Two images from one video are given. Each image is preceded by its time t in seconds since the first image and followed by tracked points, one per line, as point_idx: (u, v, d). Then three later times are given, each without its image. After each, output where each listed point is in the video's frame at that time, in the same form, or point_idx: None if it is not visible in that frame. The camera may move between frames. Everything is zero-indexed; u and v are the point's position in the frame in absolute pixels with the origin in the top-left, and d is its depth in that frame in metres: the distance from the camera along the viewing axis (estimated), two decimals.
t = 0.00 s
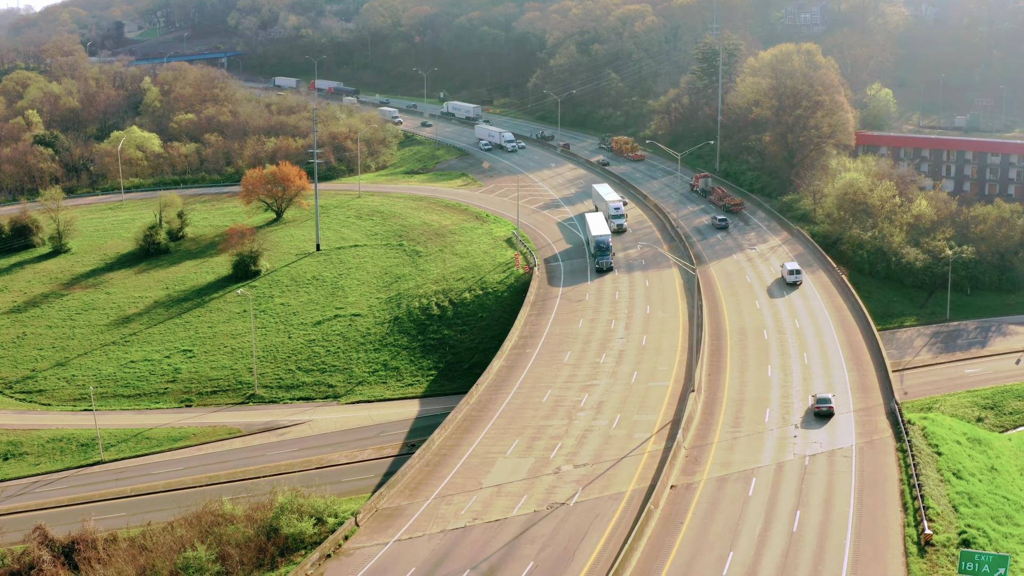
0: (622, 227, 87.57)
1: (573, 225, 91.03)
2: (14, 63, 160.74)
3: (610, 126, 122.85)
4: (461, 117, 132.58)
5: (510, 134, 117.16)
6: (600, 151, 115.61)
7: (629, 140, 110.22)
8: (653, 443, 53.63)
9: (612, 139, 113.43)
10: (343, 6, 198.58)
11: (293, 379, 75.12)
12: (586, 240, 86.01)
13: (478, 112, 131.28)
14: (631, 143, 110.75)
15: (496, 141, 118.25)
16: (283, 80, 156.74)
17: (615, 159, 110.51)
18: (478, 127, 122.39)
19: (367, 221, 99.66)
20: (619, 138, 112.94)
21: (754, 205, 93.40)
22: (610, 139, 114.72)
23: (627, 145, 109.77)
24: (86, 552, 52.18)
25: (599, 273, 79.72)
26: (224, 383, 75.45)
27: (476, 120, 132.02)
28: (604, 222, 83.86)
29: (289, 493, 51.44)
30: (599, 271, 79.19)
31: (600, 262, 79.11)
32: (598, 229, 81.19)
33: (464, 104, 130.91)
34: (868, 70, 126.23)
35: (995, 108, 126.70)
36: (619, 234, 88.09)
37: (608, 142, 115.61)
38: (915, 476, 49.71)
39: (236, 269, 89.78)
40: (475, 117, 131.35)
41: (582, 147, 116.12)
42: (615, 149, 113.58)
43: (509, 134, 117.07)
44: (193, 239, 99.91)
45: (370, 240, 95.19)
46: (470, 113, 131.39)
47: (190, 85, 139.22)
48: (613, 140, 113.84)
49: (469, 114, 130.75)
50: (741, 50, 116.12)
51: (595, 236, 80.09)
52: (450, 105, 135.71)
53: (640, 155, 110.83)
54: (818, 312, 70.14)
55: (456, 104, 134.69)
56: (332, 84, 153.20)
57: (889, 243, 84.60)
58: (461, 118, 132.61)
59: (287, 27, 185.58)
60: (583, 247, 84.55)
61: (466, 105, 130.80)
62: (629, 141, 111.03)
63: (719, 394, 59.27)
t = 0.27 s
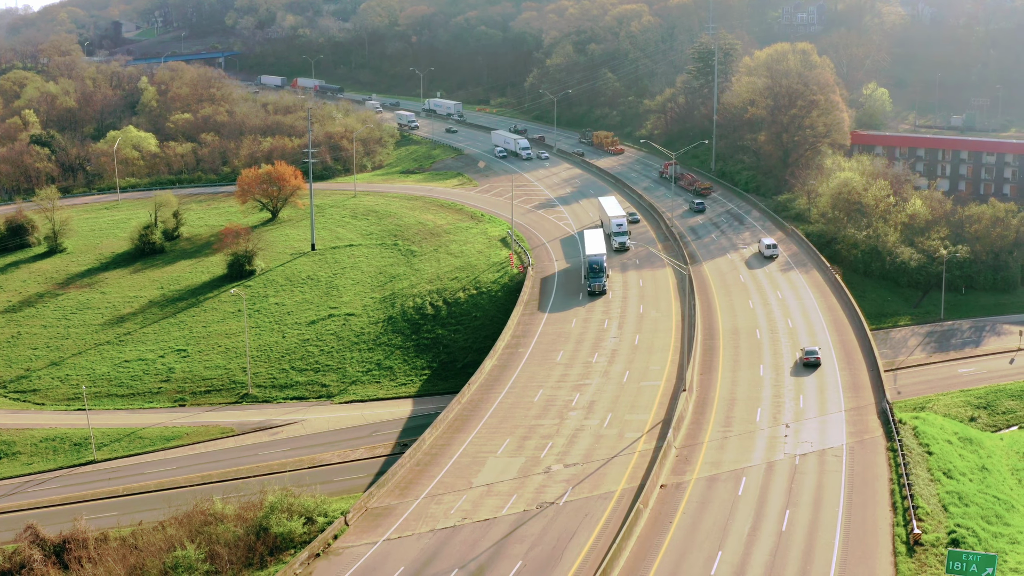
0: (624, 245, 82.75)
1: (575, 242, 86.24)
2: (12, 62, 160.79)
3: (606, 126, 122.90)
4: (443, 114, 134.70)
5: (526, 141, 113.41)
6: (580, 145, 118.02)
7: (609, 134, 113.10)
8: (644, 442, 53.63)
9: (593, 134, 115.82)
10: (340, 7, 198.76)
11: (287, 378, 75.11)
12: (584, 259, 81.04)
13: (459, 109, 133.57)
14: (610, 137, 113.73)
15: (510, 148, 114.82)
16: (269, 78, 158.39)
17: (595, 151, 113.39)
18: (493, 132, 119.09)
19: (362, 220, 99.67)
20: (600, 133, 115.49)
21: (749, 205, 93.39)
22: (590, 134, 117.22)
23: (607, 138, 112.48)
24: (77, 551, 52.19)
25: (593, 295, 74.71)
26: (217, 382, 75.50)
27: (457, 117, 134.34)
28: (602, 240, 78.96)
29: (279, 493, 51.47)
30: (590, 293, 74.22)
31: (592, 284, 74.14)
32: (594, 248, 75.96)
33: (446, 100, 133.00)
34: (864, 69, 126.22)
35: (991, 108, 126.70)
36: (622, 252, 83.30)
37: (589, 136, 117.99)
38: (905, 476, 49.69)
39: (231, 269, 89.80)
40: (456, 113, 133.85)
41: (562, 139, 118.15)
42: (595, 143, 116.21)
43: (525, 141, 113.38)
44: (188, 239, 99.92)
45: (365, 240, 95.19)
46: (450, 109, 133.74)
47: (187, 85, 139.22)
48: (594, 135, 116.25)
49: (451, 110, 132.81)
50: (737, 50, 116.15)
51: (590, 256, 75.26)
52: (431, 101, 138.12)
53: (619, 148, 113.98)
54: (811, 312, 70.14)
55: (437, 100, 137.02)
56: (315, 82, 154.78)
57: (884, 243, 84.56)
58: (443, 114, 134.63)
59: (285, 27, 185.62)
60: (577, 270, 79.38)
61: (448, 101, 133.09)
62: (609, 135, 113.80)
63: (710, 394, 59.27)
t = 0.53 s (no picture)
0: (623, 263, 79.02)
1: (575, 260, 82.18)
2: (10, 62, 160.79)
3: (603, 126, 123.00)
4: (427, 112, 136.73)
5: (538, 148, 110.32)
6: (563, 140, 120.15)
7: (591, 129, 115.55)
8: (636, 442, 53.62)
9: (575, 129, 118.18)
10: (338, 7, 198.83)
11: (281, 378, 75.10)
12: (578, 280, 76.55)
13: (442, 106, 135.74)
14: (592, 132, 116.21)
15: (523, 155, 111.88)
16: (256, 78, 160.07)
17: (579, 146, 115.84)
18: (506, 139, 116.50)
19: (358, 220, 99.69)
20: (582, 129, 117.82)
21: (745, 204, 93.38)
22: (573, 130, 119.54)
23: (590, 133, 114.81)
24: (70, 551, 52.17)
25: (582, 320, 70.24)
26: (212, 382, 75.53)
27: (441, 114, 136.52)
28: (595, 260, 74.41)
29: (271, 492, 51.45)
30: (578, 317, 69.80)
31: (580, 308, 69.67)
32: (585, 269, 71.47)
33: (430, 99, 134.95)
34: (861, 69, 126.21)
35: (988, 107, 126.59)
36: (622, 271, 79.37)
37: (571, 132, 120.25)
38: (896, 476, 49.65)
39: (227, 268, 89.82)
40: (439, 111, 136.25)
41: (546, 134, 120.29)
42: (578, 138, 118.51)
43: (536, 148, 110.29)
44: (184, 239, 99.97)
45: (361, 239, 95.19)
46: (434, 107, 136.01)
47: (184, 85, 139.22)
48: (577, 130, 118.49)
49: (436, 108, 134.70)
50: (734, 50, 116.14)
51: (580, 277, 71.00)
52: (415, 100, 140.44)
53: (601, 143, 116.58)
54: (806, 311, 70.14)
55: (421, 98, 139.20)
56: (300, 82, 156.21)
57: (879, 242, 84.54)
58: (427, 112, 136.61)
59: (282, 27, 185.68)
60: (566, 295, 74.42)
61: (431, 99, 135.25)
62: (591, 131, 116.26)
63: (703, 394, 59.25)
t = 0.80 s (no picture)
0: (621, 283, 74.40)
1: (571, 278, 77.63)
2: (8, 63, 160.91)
3: (600, 126, 123.06)
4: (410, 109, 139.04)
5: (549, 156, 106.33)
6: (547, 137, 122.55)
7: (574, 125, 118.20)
8: (628, 442, 53.61)
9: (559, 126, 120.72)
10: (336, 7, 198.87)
11: (276, 378, 75.11)
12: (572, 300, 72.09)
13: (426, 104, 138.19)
14: (576, 129, 118.82)
15: (534, 163, 108.02)
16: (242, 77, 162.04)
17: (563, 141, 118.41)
18: (518, 146, 113.13)
19: (354, 220, 99.71)
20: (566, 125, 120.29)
21: (740, 204, 93.41)
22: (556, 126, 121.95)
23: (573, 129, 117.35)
24: (62, 551, 52.19)
25: (565, 349, 65.67)
26: (207, 382, 75.57)
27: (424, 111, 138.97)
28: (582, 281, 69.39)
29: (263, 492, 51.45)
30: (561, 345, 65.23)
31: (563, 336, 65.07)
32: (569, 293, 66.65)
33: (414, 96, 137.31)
34: (858, 69, 126.17)
35: (985, 107, 126.52)
36: (618, 291, 74.84)
37: (554, 128, 122.56)
38: (888, 476, 49.59)
39: (222, 269, 89.85)
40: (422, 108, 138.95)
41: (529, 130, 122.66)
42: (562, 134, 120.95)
43: (547, 155, 106.31)
44: (180, 239, 100.01)
45: (356, 240, 95.19)
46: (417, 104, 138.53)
47: (181, 85, 139.27)
48: (561, 127, 120.83)
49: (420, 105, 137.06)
50: (730, 50, 116.12)
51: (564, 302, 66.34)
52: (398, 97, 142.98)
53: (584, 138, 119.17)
54: (800, 311, 70.14)
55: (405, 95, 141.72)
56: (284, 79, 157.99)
57: (874, 242, 84.49)
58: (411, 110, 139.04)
59: (280, 27, 185.75)
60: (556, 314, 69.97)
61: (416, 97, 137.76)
62: (574, 127, 118.85)
63: (696, 394, 59.23)
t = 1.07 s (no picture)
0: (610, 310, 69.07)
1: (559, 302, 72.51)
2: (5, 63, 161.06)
3: (597, 126, 123.13)
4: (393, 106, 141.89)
5: (561, 165, 102.59)
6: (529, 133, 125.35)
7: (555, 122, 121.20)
8: (618, 442, 53.62)
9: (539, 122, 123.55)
10: (334, 7, 198.87)
11: (269, 378, 75.16)
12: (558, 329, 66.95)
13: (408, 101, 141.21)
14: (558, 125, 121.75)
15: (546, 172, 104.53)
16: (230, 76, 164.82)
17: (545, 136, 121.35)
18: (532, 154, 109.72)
19: (350, 220, 99.76)
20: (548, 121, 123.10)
21: (735, 204, 93.44)
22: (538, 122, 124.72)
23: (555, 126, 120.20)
24: (53, 551, 52.22)
25: (534, 389, 60.12)
26: (200, 382, 75.63)
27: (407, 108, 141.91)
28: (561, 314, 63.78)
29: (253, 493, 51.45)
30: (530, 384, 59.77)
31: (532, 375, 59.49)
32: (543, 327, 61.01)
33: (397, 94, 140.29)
34: (854, 68, 126.13)
35: (982, 107, 126.50)
36: (607, 320, 69.58)
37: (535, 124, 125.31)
38: (877, 476, 49.59)
39: (217, 268, 89.91)
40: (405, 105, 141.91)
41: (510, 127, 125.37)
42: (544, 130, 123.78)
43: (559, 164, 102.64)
44: (176, 239, 100.07)
45: (351, 240, 95.21)
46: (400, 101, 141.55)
47: (178, 85, 139.35)
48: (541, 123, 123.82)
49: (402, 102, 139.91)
50: (726, 50, 116.11)
51: (538, 336, 60.81)
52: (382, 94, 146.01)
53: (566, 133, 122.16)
54: (792, 311, 70.17)
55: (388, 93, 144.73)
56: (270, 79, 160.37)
57: (869, 242, 84.45)
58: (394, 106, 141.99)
59: (278, 27, 185.82)
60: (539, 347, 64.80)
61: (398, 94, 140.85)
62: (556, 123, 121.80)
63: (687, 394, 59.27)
